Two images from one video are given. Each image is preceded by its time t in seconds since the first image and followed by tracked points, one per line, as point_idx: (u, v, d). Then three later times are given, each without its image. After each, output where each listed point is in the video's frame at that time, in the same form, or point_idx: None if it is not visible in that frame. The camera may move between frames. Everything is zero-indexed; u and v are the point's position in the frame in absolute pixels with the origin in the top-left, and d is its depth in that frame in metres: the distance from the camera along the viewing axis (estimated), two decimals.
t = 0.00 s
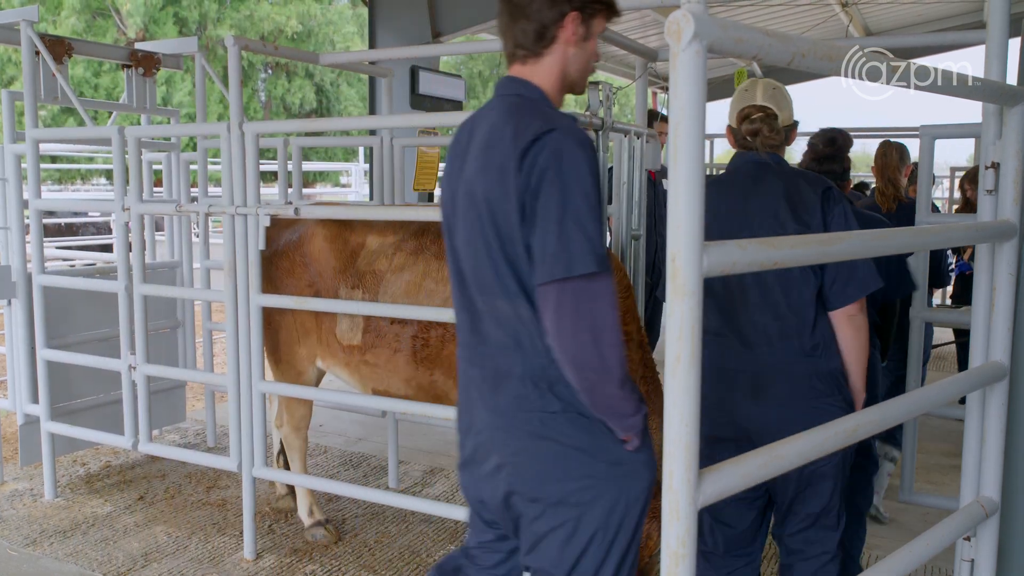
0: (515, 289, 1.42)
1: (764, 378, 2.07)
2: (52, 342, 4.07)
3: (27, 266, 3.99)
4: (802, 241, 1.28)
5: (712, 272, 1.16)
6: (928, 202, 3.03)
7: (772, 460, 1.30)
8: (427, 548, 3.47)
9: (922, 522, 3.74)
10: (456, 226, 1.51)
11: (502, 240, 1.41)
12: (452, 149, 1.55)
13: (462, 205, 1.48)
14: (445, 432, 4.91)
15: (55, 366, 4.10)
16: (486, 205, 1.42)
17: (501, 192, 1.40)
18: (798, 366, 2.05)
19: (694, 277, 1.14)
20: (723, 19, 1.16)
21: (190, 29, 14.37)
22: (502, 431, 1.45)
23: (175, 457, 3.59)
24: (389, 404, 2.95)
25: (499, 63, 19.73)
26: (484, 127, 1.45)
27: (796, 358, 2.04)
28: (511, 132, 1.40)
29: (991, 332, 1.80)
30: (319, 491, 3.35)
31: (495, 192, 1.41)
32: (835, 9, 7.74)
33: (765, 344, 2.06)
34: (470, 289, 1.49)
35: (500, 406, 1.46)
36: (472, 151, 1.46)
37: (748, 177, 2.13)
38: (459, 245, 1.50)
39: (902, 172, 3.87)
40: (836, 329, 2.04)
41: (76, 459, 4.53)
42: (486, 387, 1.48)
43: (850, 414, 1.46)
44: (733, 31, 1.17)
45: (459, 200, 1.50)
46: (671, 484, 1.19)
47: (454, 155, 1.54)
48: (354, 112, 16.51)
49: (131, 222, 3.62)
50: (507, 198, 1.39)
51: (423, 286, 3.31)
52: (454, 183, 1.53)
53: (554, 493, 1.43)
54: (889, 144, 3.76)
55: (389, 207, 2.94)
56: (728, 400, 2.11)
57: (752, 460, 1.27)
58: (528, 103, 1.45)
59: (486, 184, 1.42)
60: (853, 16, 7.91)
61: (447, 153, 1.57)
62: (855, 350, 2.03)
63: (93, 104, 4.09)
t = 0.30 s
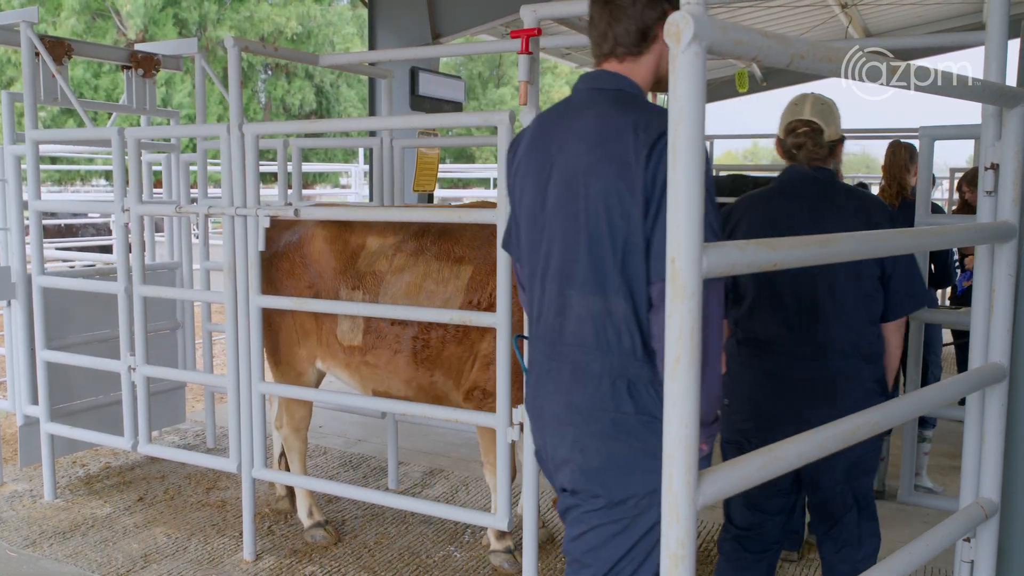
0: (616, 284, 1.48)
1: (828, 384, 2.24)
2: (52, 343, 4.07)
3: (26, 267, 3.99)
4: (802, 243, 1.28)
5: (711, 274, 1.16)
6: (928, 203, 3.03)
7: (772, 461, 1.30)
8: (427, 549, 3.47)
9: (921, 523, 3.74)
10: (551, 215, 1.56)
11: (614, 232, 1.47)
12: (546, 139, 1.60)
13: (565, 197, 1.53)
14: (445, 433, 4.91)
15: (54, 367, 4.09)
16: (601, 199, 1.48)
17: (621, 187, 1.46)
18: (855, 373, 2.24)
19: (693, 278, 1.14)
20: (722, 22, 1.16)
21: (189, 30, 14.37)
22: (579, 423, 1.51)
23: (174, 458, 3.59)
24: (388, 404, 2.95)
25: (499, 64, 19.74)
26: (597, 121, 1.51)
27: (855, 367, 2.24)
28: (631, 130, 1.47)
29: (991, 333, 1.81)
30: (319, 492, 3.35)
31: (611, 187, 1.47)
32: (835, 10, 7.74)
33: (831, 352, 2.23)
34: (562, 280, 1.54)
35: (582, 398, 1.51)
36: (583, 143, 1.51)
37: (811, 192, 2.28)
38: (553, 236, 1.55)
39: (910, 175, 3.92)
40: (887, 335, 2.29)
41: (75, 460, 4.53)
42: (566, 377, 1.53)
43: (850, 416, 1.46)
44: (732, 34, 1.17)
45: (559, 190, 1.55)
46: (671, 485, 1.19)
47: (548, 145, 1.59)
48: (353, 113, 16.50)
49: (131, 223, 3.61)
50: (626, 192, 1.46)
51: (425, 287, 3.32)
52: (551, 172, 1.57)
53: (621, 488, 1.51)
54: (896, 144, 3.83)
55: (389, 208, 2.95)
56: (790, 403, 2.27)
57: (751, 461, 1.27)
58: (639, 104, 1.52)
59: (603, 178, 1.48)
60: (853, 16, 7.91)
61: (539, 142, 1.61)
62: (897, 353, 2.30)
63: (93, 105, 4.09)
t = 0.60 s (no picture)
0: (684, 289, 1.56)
1: (882, 368, 2.28)
2: (50, 343, 4.07)
3: (25, 267, 3.99)
4: (801, 243, 1.28)
5: (710, 274, 1.16)
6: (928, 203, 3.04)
7: (771, 461, 1.30)
8: (425, 549, 3.47)
9: (920, 523, 3.74)
10: (615, 221, 1.62)
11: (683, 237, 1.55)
12: (608, 147, 1.65)
13: (630, 203, 1.59)
14: (444, 433, 4.91)
15: (52, 367, 4.09)
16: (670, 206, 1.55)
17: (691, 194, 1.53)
18: (903, 359, 2.31)
19: (692, 279, 1.14)
20: (721, 22, 1.16)
21: (188, 30, 14.37)
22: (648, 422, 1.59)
23: (173, 458, 3.58)
24: (387, 405, 2.94)
25: (497, 64, 19.74)
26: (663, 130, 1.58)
27: (904, 352, 2.30)
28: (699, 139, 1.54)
29: (989, 333, 1.81)
30: (318, 492, 3.35)
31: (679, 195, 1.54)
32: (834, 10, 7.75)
33: (888, 337, 2.26)
34: (625, 285, 1.61)
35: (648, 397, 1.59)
36: (650, 152, 1.57)
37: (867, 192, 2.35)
38: (617, 241, 1.61)
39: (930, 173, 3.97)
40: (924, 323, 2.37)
41: (74, 460, 4.53)
42: (631, 378, 1.60)
43: (849, 416, 1.46)
44: (730, 34, 1.17)
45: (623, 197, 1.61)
46: (670, 486, 1.19)
47: (608, 153, 1.64)
48: (352, 113, 16.50)
49: (130, 224, 3.61)
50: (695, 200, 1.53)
51: (423, 287, 3.32)
52: (613, 179, 1.63)
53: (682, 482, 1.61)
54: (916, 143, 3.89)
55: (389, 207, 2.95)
56: (852, 390, 2.28)
57: (750, 462, 1.27)
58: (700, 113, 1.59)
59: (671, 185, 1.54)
60: (851, 17, 7.92)
61: (600, 149, 1.67)
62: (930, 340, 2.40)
63: (92, 105, 4.09)
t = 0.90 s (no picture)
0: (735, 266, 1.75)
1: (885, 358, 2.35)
2: (47, 343, 4.06)
3: (21, 267, 3.98)
4: (798, 243, 1.29)
5: (707, 274, 1.16)
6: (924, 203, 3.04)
7: (767, 461, 1.30)
8: (423, 549, 3.47)
9: (917, 522, 3.75)
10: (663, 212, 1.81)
11: (731, 221, 1.75)
12: (648, 151, 1.88)
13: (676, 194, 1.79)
14: (441, 433, 4.90)
15: (48, 368, 4.08)
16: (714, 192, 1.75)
17: (734, 180, 1.74)
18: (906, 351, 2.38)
19: (689, 279, 1.14)
20: (718, 21, 1.16)
21: (185, 29, 14.35)
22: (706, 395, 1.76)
23: (170, 459, 3.58)
24: (385, 405, 2.94)
25: (494, 64, 19.76)
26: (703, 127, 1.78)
27: (908, 345, 2.37)
28: (734, 131, 1.75)
29: (985, 333, 1.81)
30: (315, 493, 3.35)
31: (723, 181, 1.74)
32: (831, 10, 7.75)
33: (892, 331, 2.34)
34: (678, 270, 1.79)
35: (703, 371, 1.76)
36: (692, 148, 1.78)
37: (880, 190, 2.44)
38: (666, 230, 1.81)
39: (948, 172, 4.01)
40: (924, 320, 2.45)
41: (71, 461, 4.52)
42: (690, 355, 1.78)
43: (847, 415, 1.46)
44: (727, 33, 1.17)
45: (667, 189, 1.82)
46: (667, 486, 1.19)
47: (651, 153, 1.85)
48: (349, 113, 16.49)
49: (127, 224, 3.60)
50: (738, 185, 1.73)
51: (420, 287, 3.33)
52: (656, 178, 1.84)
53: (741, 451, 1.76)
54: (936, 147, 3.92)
55: (386, 207, 2.95)
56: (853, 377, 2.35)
57: (746, 462, 1.27)
58: (729, 112, 1.82)
59: (715, 173, 1.74)
60: (849, 17, 7.92)
61: (639, 154, 1.89)
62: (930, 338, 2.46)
63: (89, 105, 4.07)
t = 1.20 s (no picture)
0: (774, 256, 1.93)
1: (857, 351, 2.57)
2: (41, 344, 4.05)
3: (15, 267, 3.97)
4: (792, 243, 1.29)
5: (701, 274, 1.16)
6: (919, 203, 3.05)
7: (761, 461, 1.30)
8: (418, 550, 3.46)
9: (912, 522, 3.75)
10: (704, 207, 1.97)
11: (769, 212, 1.94)
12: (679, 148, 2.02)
13: (714, 188, 1.96)
14: (437, 433, 4.90)
15: (43, 368, 4.07)
16: (753, 186, 1.93)
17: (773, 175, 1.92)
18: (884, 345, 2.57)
19: (684, 279, 1.14)
20: (713, 21, 1.17)
21: (180, 29, 14.34)
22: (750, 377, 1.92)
23: (165, 459, 3.57)
24: (381, 405, 2.94)
25: (490, 64, 19.76)
26: (738, 126, 1.95)
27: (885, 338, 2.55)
28: (769, 129, 1.93)
29: (980, 332, 1.82)
30: (310, 493, 3.35)
31: (763, 175, 1.93)
32: (827, 11, 7.77)
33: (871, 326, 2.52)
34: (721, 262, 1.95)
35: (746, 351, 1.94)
36: (731, 145, 1.95)
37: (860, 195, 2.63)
38: (705, 222, 1.97)
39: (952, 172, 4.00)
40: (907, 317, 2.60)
41: (65, 461, 4.51)
42: (735, 342, 1.94)
43: (841, 414, 1.46)
44: (722, 33, 1.17)
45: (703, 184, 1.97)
46: (662, 486, 1.20)
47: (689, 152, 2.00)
48: (345, 113, 16.48)
49: (122, 224, 3.60)
50: (777, 178, 1.92)
51: (415, 287, 3.33)
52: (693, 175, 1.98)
53: (783, 426, 1.94)
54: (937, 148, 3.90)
55: (380, 207, 2.95)
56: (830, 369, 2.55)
57: (741, 462, 1.28)
58: (758, 111, 1.99)
59: (754, 168, 1.92)
60: (844, 18, 7.94)
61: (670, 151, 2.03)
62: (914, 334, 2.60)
63: (83, 105, 4.06)
